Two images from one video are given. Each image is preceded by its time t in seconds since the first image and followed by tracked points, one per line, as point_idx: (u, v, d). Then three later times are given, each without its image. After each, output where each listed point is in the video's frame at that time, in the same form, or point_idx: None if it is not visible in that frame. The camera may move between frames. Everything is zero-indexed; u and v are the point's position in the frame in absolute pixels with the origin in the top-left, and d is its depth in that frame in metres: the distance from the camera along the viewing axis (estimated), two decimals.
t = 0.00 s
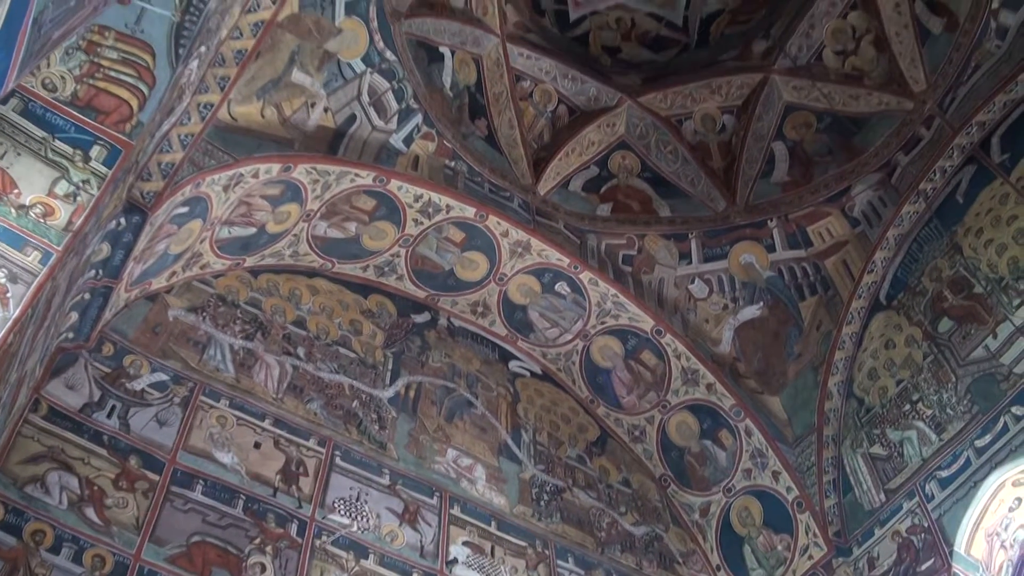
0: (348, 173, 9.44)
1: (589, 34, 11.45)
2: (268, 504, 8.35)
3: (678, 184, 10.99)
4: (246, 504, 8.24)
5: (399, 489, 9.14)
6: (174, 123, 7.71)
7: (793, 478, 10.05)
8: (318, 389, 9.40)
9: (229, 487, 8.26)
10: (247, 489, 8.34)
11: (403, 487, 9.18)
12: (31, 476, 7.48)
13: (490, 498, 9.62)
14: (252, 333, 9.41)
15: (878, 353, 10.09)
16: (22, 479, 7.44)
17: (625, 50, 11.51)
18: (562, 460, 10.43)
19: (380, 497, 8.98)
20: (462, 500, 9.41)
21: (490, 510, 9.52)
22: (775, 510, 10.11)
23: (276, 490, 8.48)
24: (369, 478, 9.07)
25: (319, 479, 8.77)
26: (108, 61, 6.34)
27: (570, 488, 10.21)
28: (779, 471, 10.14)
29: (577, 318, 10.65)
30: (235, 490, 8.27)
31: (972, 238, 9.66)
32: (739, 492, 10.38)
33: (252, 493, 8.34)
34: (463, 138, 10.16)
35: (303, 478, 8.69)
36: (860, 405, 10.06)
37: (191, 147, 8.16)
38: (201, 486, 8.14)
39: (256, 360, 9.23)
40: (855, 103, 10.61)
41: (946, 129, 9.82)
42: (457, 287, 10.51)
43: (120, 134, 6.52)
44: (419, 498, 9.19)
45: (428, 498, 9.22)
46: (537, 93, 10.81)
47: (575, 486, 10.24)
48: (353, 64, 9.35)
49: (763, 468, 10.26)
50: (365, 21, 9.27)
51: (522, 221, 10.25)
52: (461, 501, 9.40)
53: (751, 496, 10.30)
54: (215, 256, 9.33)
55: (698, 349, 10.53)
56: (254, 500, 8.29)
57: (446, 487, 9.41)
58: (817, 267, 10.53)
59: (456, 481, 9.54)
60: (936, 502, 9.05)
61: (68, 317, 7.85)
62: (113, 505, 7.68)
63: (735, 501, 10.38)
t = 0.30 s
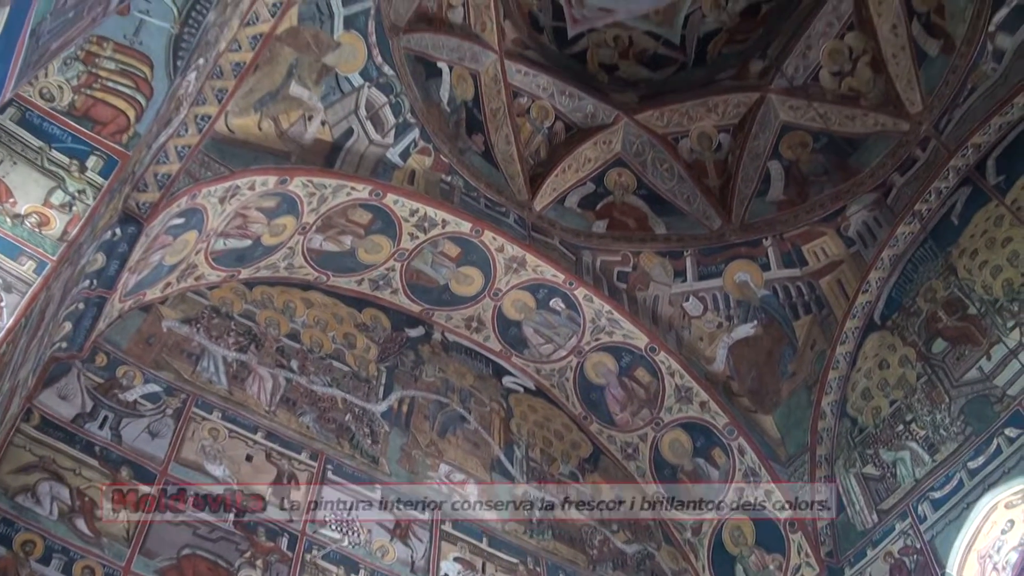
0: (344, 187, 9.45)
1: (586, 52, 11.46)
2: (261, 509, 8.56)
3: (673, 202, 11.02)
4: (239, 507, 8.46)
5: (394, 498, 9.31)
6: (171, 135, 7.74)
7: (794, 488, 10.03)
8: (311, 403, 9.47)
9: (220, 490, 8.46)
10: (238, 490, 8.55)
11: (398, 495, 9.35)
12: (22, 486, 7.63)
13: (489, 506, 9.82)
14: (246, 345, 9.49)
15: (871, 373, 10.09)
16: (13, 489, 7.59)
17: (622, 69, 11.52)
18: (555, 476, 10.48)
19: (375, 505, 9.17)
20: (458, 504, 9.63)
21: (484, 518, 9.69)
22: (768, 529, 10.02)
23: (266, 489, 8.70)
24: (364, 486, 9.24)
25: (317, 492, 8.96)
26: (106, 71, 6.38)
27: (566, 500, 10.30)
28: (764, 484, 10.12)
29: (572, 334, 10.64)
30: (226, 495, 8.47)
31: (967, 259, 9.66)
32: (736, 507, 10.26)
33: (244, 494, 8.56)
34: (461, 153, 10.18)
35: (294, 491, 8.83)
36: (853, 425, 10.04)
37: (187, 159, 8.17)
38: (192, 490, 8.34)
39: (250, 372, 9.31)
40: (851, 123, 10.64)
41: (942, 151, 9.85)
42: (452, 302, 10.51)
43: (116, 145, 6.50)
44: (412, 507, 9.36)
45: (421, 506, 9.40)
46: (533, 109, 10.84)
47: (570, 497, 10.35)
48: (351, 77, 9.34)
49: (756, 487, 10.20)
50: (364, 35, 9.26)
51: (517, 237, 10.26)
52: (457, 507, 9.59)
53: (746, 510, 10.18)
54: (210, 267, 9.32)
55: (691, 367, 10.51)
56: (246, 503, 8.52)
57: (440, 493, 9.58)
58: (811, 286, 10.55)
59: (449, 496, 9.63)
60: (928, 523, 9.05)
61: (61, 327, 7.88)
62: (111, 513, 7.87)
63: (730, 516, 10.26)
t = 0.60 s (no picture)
0: (341, 202, 9.47)
1: (584, 68, 11.54)
2: (261, 509, 8.92)
3: (670, 219, 11.03)
4: (239, 508, 8.81)
5: (394, 499, 9.62)
6: (168, 146, 7.74)
7: (795, 488, 9.99)
8: (305, 416, 9.68)
9: (220, 490, 8.81)
10: (237, 490, 8.89)
11: (399, 495, 9.67)
12: (14, 497, 7.95)
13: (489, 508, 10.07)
14: (240, 357, 9.63)
15: (866, 393, 10.06)
16: (5, 499, 7.91)
17: (619, 86, 11.61)
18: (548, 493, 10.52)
19: (374, 505, 9.50)
20: (458, 504, 9.92)
21: (484, 518, 9.98)
22: (760, 549, 9.92)
23: (265, 488, 9.04)
24: (365, 487, 9.57)
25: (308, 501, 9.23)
26: (106, 82, 6.42)
27: (567, 499, 10.61)
28: (764, 486, 10.06)
29: (566, 350, 10.60)
30: (226, 495, 8.82)
31: (962, 280, 9.68)
32: (734, 506, 10.17)
33: (244, 494, 8.90)
34: (458, 168, 10.19)
35: (287, 506, 9.06)
36: (847, 444, 10.00)
37: (185, 170, 8.18)
38: (191, 490, 8.68)
39: (243, 385, 9.49)
40: (848, 143, 10.67)
41: (939, 172, 9.89)
42: (447, 317, 10.50)
43: (114, 155, 6.49)
44: (412, 507, 9.66)
45: (421, 506, 9.70)
46: (531, 125, 10.88)
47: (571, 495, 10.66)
48: (349, 91, 9.34)
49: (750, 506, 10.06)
50: (363, 49, 9.26)
51: (513, 252, 10.24)
52: (457, 507, 9.89)
53: (744, 511, 10.10)
54: (205, 279, 9.37)
55: (686, 385, 10.40)
56: (247, 503, 8.86)
57: (440, 493, 9.87)
58: (807, 305, 10.51)
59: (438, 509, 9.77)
60: (922, 544, 9.03)
61: (56, 336, 7.92)
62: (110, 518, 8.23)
63: (728, 516, 10.18)
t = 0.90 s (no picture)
0: (338, 214, 9.48)
1: (582, 84, 11.57)
2: (262, 509, 9.11)
3: (666, 235, 11.02)
4: (239, 507, 9.00)
5: (395, 499, 9.76)
6: (166, 157, 7.75)
7: (795, 487, 9.91)
8: (299, 429, 9.73)
9: (220, 491, 8.97)
10: (237, 490, 9.06)
11: (399, 495, 9.80)
12: (7, 508, 8.10)
13: (491, 509, 10.14)
14: (235, 369, 9.67)
15: (861, 411, 10.01)
16: None
17: (617, 101, 11.64)
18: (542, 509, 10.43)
19: (374, 505, 9.64)
20: (459, 504, 10.05)
21: (484, 518, 10.08)
22: (755, 566, 9.87)
23: (266, 488, 9.22)
24: (366, 487, 9.70)
25: (306, 510, 9.31)
26: (105, 93, 6.48)
27: (567, 499, 10.64)
28: (764, 487, 10.01)
29: (562, 366, 10.57)
30: (226, 495, 8.99)
31: (959, 298, 9.66)
32: (734, 506, 10.11)
33: (244, 494, 9.08)
34: (455, 182, 10.20)
35: (281, 519, 9.17)
36: (842, 462, 9.93)
37: (182, 181, 8.19)
38: (192, 489, 8.84)
39: (238, 398, 9.53)
40: (845, 161, 10.69)
41: (935, 191, 9.90)
42: (443, 331, 10.50)
43: (112, 166, 6.51)
44: (412, 507, 9.81)
45: (421, 505, 9.84)
46: (529, 140, 10.90)
47: (571, 495, 10.68)
48: (347, 104, 9.32)
49: (743, 523, 10.00)
50: (362, 64, 9.26)
51: (509, 266, 10.23)
52: (457, 507, 10.02)
53: (743, 511, 10.03)
54: (201, 291, 9.37)
55: (682, 403, 10.35)
56: (247, 503, 9.04)
57: (441, 493, 10.00)
58: (803, 322, 10.46)
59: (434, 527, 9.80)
60: (917, 564, 9.02)
61: (51, 347, 7.91)
62: (110, 518, 8.44)
63: (727, 517, 10.11)
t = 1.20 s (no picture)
0: (336, 228, 9.48)
1: (581, 100, 11.59)
2: (262, 509, 9.21)
3: (664, 251, 11.03)
4: (239, 507, 9.13)
5: (395, 499, 9.84)
6: (165, 169, 7.76)
7: (794, 487, 9.84)
8: (295, 442, 9.84)
9: (220, 491, 9.13)
10: (237, 490, 9.21)
11: (399, 495, 9.88)
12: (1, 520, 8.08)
13: (491, 509, 10.11)
14: (232, 382, 9.72)
15: (858, 429, 9.97)
16: None
17: (616, 118, 11.66)
18: (539, 524, 10.41)
19: (375, 505, 9.72)
20: (459, 504, 10.04)
21: (485, 518, 10.10)
22: None
23: (266, 488, 9.31)
24: (366, 487, 9.76)
25: (306, 510, 9.39)
26: (104, 105, 6.45)
27: (567, 499, 10.34)
28: (764, 487, 9.92)
29: (559, 381, 10.55)
30: (226, 495, 9.14)
31: (956, 317, 9.68)
32: (734, 506, 9.95)
33: (243, 494, 9.22)
34: (454, 197, 10.22)
35: (274, 533, 9.19)
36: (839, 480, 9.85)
37: (181, 193, 8.20)
38: (191, 489, 8.97)
39: (234, 411, 9.63)
40: (843, 179, 10.72)
41: (933, 209, 9.91)
42: (441, 345, 10.48)
43: (110, 178, 6.54)
44: (412, 507, 9.87)
45: (421, 506, 9.88)
46: (527, 155, 10.92)
47: (571, 495, 10.37)
48: (346, 118, 9.35)
49: (740, 540, 9.91)
50: (362, 78, 9.27)
51: (507, 281, 10.23)
52: (457, 507, 10.01)
53: (744, 511, 9.90)
54: (198, 303, 9.35)
55: (678, 419, 10.31)
56: (246, 503, 9.17)
57: (441, 493, 10.01)
58: (800, 339, 10.45)
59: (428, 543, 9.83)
60: None
61: (47, 358, 7.88)
62: (110, 518, 8.50)
63: (727, 517, 9.94)
